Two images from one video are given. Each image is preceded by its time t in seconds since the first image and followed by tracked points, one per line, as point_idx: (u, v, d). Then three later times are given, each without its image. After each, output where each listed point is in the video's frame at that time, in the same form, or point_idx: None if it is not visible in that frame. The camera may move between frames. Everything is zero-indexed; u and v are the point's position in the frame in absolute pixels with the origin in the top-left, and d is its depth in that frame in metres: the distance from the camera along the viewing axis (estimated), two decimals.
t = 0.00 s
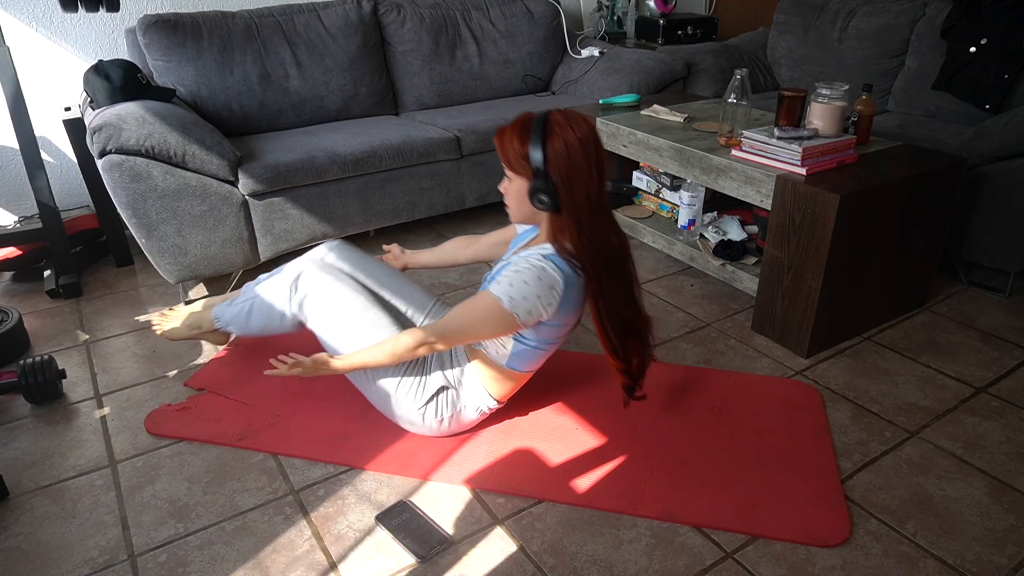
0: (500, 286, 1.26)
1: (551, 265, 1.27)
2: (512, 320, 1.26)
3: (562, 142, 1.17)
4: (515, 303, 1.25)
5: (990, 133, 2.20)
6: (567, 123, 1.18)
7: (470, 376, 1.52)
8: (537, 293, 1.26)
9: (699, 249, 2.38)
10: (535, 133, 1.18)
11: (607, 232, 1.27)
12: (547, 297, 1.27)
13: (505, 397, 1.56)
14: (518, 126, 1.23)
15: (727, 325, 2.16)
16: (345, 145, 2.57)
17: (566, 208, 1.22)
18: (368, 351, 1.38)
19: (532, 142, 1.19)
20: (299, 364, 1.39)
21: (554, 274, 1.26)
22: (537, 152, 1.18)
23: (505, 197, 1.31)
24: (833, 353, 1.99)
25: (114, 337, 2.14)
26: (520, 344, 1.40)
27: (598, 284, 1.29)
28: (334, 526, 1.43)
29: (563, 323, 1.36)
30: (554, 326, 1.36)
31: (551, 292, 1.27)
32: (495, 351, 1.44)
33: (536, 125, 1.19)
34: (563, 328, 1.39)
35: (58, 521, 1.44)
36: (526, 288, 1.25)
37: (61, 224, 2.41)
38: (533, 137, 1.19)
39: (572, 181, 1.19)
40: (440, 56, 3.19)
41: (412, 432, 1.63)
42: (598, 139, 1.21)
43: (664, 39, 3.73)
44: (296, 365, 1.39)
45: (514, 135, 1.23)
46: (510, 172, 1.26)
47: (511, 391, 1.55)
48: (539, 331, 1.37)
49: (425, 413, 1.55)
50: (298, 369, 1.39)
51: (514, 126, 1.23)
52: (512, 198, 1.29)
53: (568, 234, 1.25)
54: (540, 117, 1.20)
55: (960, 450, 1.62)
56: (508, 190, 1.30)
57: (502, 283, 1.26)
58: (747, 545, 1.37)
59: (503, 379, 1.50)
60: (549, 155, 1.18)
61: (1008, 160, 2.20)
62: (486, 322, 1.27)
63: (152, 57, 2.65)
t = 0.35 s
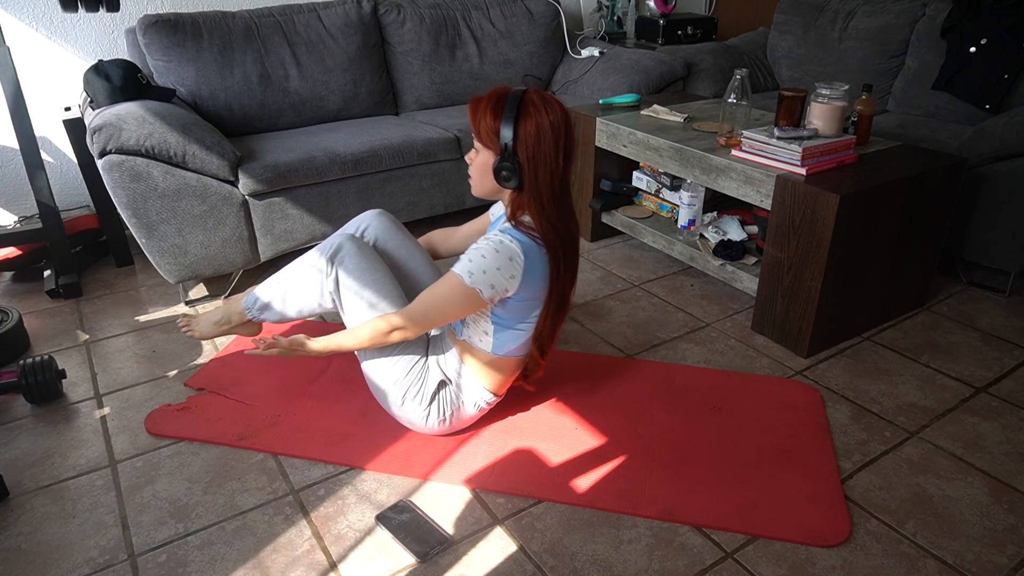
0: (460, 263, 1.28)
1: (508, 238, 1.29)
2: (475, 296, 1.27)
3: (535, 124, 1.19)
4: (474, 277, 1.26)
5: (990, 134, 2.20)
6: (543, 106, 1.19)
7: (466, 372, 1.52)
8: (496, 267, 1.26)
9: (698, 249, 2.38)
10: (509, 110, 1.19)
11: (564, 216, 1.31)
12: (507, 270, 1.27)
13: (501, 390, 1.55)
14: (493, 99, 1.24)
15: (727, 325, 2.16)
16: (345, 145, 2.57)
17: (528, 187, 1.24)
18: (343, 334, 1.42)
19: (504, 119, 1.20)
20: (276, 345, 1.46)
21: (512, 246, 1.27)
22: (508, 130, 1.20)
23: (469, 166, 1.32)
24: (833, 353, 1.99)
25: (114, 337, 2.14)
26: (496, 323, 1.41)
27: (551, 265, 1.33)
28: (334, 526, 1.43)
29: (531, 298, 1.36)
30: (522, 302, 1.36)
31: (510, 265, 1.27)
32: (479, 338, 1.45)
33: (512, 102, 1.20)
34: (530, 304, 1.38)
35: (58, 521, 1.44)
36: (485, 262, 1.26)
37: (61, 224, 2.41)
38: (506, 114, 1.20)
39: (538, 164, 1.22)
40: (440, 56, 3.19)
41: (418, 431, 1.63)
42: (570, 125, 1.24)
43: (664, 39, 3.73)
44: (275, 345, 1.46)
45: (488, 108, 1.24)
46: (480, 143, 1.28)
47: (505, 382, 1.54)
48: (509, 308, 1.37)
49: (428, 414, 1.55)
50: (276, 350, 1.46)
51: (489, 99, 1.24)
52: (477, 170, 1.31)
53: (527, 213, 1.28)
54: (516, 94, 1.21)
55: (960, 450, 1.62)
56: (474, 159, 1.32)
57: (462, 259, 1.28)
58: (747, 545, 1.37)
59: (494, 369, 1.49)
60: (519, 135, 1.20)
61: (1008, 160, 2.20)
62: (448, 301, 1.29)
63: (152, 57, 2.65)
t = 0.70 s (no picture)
0: (526, 307, 1.27)
1: (576, 288, 1.30)
2: (534, 342, 1.27)
3: (593, 164, 1.20)
4: (540, 325, 1.26)
5: (990, 133, 2.20)
6: (599, 145, 1.21)
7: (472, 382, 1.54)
8: (561, 317, 1.27)
9: (699, 249, 2.38)
10: (567, 154, 1.21)
11: (627, 254, 1.32)
12: (571, 321, 1.29)
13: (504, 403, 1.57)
14: (548, 145, 1.26)
15: (727, 325, 2.16)
16: (345, 145, 2.57)
17: (592, 229, 1.25)
18: (386, 359, 1.36)
19: (564, 162, 1.21)
20: (315, 368, 1.36)
21: (580, 299, 1.29)
22: (568, 173, 1.21)
23: (529, 214, 1.33)
24: (833, 353, 1.99)
25: (114, 337, 2.14)
26: (536, 362, 1.43)
27: (615, 305, 1.34)
28: (334, 526, 1.43)
29: (580, 345, 1.39)
30: (571, 347, 1.38)
31: (574, 318, 1.29)
32: (503, 361, 1.46)
33: (569, 146, 1.22)
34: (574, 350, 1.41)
35: (58, 521, 1.44)
36: (552, 311, 1.27)
37: (61, 224, 2.41)
38: (565, 157, 1.22)
39: (601, 204, 1.23)
40: (440, 56, 3.19)
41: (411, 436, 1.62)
42: (627, 162, 1.25)
43: (664, 38, 3.73)
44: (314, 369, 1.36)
45: (545, 154, 1.25)
46: (539, 190, 1.29)
47: (511, 397, 1.56)
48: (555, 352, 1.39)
49: (426, 416, 1.54)
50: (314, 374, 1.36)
51: (546, 146, 1.26)
52: (536, 216, 1.32)
53: (593, 257, 1.28)
54: (571, 138, 1.23)
55: (960, 450, 1.62)
56: (533, 207, 1.33)
57: (529, 304, 1.27)
58: (747, 545, 1.37)
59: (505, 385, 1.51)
60: (580, 177, 1.21)
61: (1008, 160, 2.20)
62: (507, 341, 1.27)
63: (152, 57, 2.65)
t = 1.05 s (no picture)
0: (534, 315, 1.27)
1: (585, 297, 1.31)
2: (542, 350, 1.29)
3: (582, 172, 1.18)
4: (548, 334, 1.27)
5: (990, 134, 2.20)
6: (587, 153, 1.19)
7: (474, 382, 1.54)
8: (571, 327, 1.28)
9: (699, 249, 2.38)
10: (555, 167, 1.20)
11: (636, 259, 1.27)
12: (579, 330, 1.30)
13: (507, 403, 1.57)
14: (540, 161, 1.25)
15: (727, 325, 2.16)
16: (345, 145, 2.57)
17: (592, 237, 1.22)
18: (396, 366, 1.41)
19: (553, 175, 1.20)
20: (322, 375, 1.41)
21: (589, 309, 1.30)
22: (558, 186, 1.20)
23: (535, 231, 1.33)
24: (833, 353, 1.99)
25: (114, 337, 2.14)
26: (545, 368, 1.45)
27: (630, 312, 1.30)
28: (334, 526, 1.43)
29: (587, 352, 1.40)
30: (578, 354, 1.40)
31: (583, 327, 1.30)
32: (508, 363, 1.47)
33: (557, 159, 1.20)
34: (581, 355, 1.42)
35: (58, 521, 1.44)
36: (561, 320, 1.28)
37: (61, 224, 2.41)
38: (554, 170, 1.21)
39: (596, 211, 1.19)
40: (440, 56, 3.19)
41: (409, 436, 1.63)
42: (621, 166, 1.21)
43: (664, 38, 3.73)
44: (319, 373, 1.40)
45: (537, 170, 1.25)
46: (537, 206, 1.28)
47: (514, 399, 1.57)
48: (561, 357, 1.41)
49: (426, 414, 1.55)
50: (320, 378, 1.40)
51: (537, 162, 1.25)
52: (540, 232, 1.31)
53: (597, 266, 1.25)
54: (559, 150, 1.22)
55: (960, 450, 1.62)
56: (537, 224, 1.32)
57: (538, 312, 1.28)
58: (747, 545, 1.37)
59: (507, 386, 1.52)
60: (570, 188, 1.19)
61: (1008, 159, 2.20)
62: (514, 349, 1.29)
63: (152, 57, 2.65)
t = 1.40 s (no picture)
0: (456, 272, 1.27)
1: (503, 245, 1.29)
2: (471, 303, 1.27)
3: (513, 127, 1.19)
4: (471, 287, 1.26)
5: (990, 134, 2.20)
6: (519, 108, 1.19)
7: (466, 374, 1.53)
8: (492, 275, 1.26)
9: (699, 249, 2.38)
10: (486, 118, 1.20)
11: (558, 216, 1.30)
12: (503, 277, 1.27)
13: (501, 393, 1.55)
14: (470, 110, 1.25)
15: (727, 325, 2.16)
16: (345, 145, 2.57)
17: (516, 191, 1.24)
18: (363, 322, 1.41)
19: (483, 126, 1.20)
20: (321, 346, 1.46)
21: (508, 255, 1.27)
22: (487, 138, 1.20)
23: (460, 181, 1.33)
24: (833, 353, 1.99)
25: (114, 337, 2.14)
26: (502, 337, 1.42)
27: (552, 269, 1.32)
28: (334, 526, 1.43)
29: (530, 305, 1.36)
30: (520, 309, 1.36)
31: (506, 274, 1.27)
32: (480, 346, 1.46)
33: (488, 110, 1.20)
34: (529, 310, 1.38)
35: (58, 521, 1.44)
36: (481, 271, 1.26)
37: (61, 224, 2.41)
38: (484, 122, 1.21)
39: (522, 166, 1.21)
40: (440, 56, 3.19)
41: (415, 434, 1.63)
42: (551, 124, 1.23)
43: (664, 38, 3.73)
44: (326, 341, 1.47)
45: (467, 120, 1.25)
46: (465, 156, 1.29)
47: (507, 386, 1.54)
48: (507, 317, 1.38)
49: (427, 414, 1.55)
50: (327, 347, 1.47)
51: (468, 111, 1.25)
52: (467, 184, 1.32)
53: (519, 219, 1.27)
54: (490, 101, 1.22)
55: (960, 450, 1.62)
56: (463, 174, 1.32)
57: (458, 268, 1.28)
58: (747, 545, 1.37)
59: (495, 373, 1.49)
60: (499, 140, 1.20)
61: (1008, 160, 2.20)
62: (450, 310, 1.28)
63: (152, 57, 2.65)
